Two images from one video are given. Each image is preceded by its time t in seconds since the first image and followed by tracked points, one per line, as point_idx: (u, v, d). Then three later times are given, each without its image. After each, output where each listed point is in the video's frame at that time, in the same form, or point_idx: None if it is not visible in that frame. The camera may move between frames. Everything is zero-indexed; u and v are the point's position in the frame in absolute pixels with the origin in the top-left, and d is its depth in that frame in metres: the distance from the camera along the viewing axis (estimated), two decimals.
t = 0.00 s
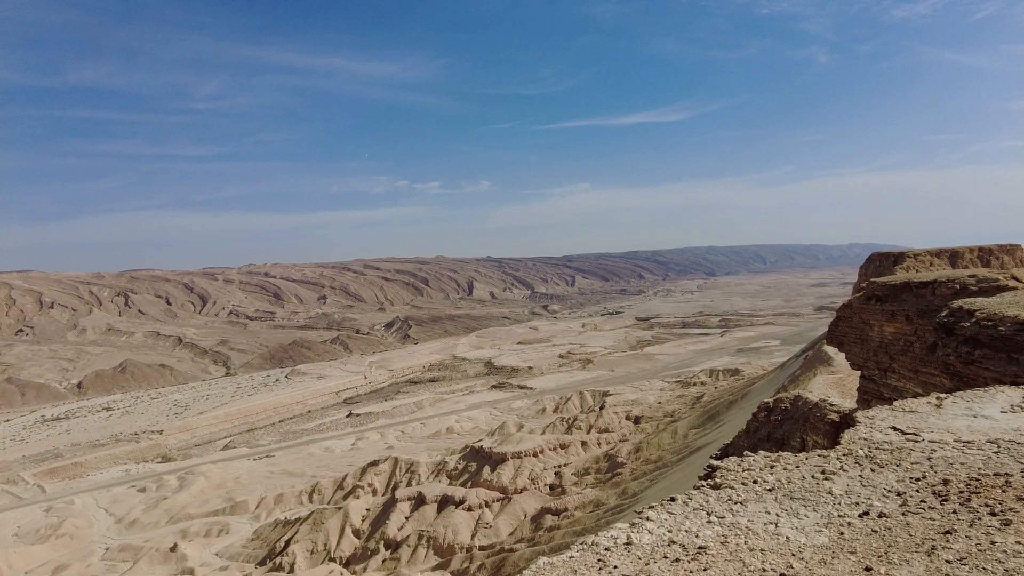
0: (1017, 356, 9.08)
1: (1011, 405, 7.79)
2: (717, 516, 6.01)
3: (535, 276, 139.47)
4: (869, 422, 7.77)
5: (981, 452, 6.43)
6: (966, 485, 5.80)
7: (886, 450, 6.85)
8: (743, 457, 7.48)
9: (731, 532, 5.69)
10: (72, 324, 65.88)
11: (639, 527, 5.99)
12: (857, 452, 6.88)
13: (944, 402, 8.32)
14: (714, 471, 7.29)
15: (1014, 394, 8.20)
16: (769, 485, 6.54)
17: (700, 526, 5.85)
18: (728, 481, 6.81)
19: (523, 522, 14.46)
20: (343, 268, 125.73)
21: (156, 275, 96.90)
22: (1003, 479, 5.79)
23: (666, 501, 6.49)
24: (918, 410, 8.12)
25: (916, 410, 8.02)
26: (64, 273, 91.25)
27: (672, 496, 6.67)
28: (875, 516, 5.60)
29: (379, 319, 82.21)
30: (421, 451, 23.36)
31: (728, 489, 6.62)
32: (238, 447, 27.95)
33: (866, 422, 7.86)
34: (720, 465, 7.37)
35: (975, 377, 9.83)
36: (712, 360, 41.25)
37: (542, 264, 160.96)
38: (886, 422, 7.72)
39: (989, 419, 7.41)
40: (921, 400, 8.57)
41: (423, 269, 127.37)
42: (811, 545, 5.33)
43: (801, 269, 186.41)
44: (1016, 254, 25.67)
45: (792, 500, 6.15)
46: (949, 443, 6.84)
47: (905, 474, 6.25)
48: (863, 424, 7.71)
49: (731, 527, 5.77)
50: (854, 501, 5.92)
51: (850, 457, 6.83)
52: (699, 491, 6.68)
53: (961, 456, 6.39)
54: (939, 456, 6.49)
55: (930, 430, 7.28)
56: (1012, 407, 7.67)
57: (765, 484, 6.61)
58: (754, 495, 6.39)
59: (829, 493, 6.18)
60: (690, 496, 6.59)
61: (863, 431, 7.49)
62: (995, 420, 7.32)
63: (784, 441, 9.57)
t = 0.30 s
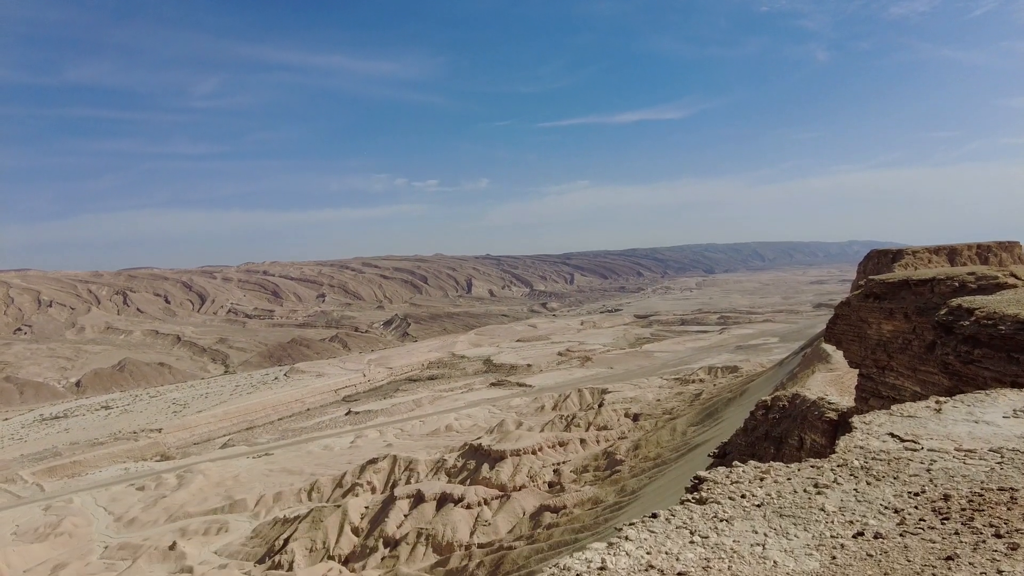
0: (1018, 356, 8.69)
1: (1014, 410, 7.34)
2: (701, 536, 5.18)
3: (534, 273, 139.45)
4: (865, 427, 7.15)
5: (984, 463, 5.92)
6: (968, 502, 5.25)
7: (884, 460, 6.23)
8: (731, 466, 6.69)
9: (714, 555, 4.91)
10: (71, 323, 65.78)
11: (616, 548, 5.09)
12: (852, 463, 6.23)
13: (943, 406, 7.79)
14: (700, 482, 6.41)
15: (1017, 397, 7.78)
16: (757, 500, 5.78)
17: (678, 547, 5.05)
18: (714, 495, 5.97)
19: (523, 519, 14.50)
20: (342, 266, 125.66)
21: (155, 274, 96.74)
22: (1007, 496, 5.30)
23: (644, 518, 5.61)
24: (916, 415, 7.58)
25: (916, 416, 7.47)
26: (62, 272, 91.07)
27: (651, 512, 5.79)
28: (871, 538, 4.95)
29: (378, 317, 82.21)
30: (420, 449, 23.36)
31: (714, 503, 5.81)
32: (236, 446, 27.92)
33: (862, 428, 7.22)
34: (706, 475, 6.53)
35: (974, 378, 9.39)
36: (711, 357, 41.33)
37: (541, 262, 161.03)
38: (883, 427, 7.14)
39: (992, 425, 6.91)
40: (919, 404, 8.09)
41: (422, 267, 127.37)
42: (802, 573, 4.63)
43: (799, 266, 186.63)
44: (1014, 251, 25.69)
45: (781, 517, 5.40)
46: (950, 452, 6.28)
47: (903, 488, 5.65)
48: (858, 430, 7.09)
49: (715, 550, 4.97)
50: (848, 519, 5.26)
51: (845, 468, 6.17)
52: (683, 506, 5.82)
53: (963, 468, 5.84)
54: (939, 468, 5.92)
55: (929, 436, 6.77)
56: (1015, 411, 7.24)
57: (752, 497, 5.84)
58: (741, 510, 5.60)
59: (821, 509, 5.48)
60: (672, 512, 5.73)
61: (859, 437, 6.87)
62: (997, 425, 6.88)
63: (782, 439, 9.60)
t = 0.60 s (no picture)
0: (1016, 353, 8.46)
1: (1015, 411, 7.03)
2: (684, 551, 4.90)
3: (529, 271, 139.28)
4: (861, 429, 6.87)
5: (988, 469, 5.58)
6: (973, 513, 4.89)
7: (882, 466, 5.91)
8: (721, 473, 6.45)
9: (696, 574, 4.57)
10: (64, 321, 65.35)
11: (593, 565, 4.79)
12: (849, 469, 5.92)
13: (941, 407, 7.49)
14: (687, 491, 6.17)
15: (1019, 397, 7.51)
16: (746, 512, 5.46)
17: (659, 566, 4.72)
18: (700, 505, 5.73)
19: (517, 516, 14.53)
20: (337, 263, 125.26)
21: (149, 271, 96.21)
22: (1019, 504, 4.92)
23: (625, 531, 5.37)
24: (915, 416, 7.28)
25: (914, 416, 7.18)
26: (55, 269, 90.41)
27: (633, 524, 5.52)
28: (869, 554, 4.59)
29: (373, 314, 82.05)
30: (416, 447, 23.41)
31: (702, 516, 5.52)
32: (232, 444, 27.86)
33: (857, 430, 6.94)
34: (695, 484, 6.27)
35: (970, 376, 9.14)
36: (706, 354, 41.51)
37: (537, 259, 160.88)
38: (880, 430, 6.83)
39: (992, 426, 6.63)
40: (919, 404, 7.79)
41: (418, 264, 127.17)
42: None
43: (793, 263, 187.28)
44: (1008, 248, 25.88)
45: (773, 531, 5.07)
46: (951, 457, 5.96)
47: (903, 497, 5.31)
48: (855, 433, 6.80)
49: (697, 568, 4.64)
50: (844, 533, 4.91)
51: (841, 475, 5.86)
52: (667, 517, 5.59)
53: (966, 475, 5.51)
54: (941, 474, 5.58)
55: (929, 438, 6.47)
56: (1017, 413, 6.93)
57: (741, 509, 5.54)
58: (728, 523, 5.30)
59: (815, 521, 5.15)
60: (656, 524, 5.48)
61: (855, 441, 6.59)
62: (999, 427, 6.58)
63: (777, 436, 9.65)
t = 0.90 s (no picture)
0: (1011, 351, 7.97)
1: (1017, 414, 6.44)
2: None
3: (524, 266, 139.43)
4: (855, 434, 6.25)
5: (992, 481, 4.95)
6: (977, 533, 4.26)
7: (877, 478, 5.27)
8: (706, 484, 5.77)
9: None
10: (57, 316, 64.94)
11: None
12: (842, 481, 5.26)
13: (939, 410, 6.85)
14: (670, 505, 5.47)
15: (1020, 400, 6.94)
16: (729, 531, 4.82)
17: None
18: (683, 522, 5.04)
19: (512, 511, 14.61)
20: (332, 259, 124.94)
21: (143, 266, 95.74)
22: None
23: (600, 551, 4.75)
24: (912, 420, 6.64)
25: (911, 421, 6.54)
26: (47, 263, 89.70)
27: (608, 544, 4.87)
28: None
29: (368, 309, 81.97)
30: (410, 442, 23.42)
31: (684, 533, 4.87)
32: (225, 439, 27.79)
33: (852, 436, 6.32)
34: (678, 497, 5.58)
35: (965, 374, 8.65)
36: (700, 349, 41.70)
37: (532, 254, 160.89)
38: (876, 435, 6.20)
39: (993, 431, 6.02)
40: (914, 407, 7.13)
41: (413, 259, 127.04)
42: None
43: (788, 259, 188.12)
44: (1000, 245, 26.05)
45: (759, 552, 4.46)
46: (952, 466, 5.32)
47: (902, 514, 4.67)
48: (849, 438, 6.20)
49: None
50: (837, 555, 4.30)
51: (834, 487, 5.20)
52: (646, 535, 4.92)
53: (969, 488, 4.87)
54: (944, 488, 4.95)
55: (928, 444, 5.87)
56: (1019, 416, 6.31)
57: (725, 526, 4.89)
58: (709, 543, 4.67)
59: (805, 542, 4.51)
60: (634, 544, 4.82)
61: (849, 447, 5.96)
62: (1002, 433, 5.98)
63: (770, 433, 9.75)
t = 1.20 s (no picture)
0: (1012, 350, 7.99)
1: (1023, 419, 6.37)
2: None
3: (523, 264, 139.38)
4: (854, 440, 6.19)
5: (1000, 494, 4.90)
6: (987, 554, 4.19)
7: (879, 490, 5.18)
8: (696, 496, 5.63)
9: None
10: (53, 315, 64.71)
11: None
12: (841, 494, 5.17)
13: (942, 414, 6.81)
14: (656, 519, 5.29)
15: None
16: (718, 549, 4.66)
17: None
18: (668, 539, 4.84)
19: (511, 509, 14.66)
20: (330, 258, 124.72)
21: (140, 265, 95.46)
22: None
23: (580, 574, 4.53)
24: (912, 425, 6.58)
25: (912, 425, 6.52)
26: (43, 262, 89.28)
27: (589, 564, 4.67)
28: None
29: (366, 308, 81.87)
30: (408, 441, 23.43)
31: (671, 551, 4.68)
32: (223, 438, 27.77)
33: (850, 441, 6.26)
34: (665, 509, 5.40)
35: (965, 373, 8.67)
36: (698, 347, 41.75)
37: (529, 252, 160.75)
38: (876, 441, 6.15)
39: (999, 437, 5.98)
40: (916, 410, 7.16)
41: (411, 258, 126.89)
42: None
43: (786, 257, 188.19)
44: (997, 242, 26.14)
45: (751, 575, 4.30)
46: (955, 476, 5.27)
47: (906, 533, 4.59)
48: (848, 444, 6.13)
49: None
50: None
51: (832, 501, 5.11)
52: (628, 554, 4.66)
53: (975, 502, 4.81)
54: (951, 502, 4.87)
55: (931, 450, 5.82)
56: None
57: (713, 543, 4.73)
58: (698, 562, 4.50)
59: (801, 563, 4.38)
60: (615, 564, 4.60)
61: (847, 454, 5.90)
62: (1007, 438, 5.92)
63: (768, 432, 9.82)
